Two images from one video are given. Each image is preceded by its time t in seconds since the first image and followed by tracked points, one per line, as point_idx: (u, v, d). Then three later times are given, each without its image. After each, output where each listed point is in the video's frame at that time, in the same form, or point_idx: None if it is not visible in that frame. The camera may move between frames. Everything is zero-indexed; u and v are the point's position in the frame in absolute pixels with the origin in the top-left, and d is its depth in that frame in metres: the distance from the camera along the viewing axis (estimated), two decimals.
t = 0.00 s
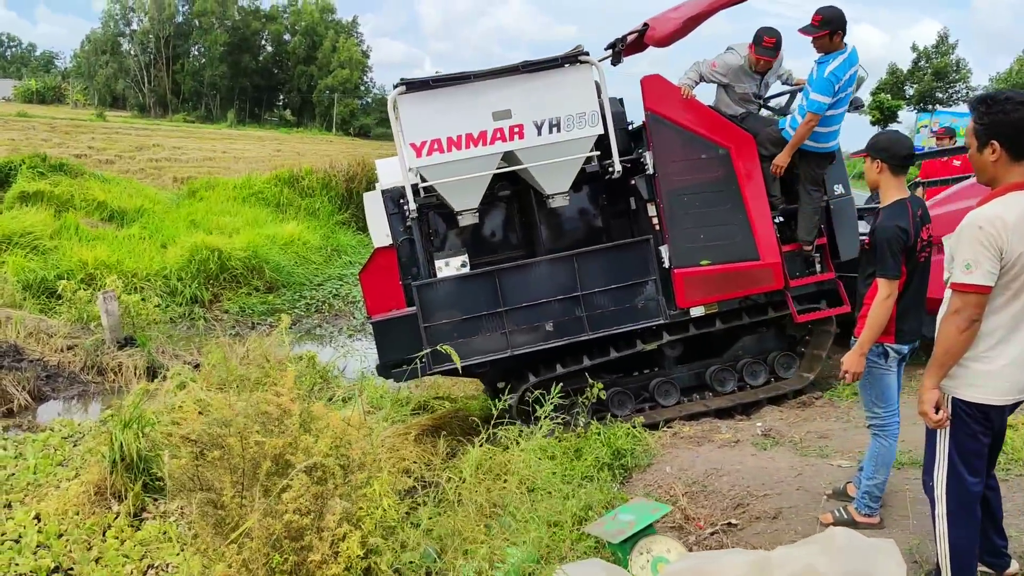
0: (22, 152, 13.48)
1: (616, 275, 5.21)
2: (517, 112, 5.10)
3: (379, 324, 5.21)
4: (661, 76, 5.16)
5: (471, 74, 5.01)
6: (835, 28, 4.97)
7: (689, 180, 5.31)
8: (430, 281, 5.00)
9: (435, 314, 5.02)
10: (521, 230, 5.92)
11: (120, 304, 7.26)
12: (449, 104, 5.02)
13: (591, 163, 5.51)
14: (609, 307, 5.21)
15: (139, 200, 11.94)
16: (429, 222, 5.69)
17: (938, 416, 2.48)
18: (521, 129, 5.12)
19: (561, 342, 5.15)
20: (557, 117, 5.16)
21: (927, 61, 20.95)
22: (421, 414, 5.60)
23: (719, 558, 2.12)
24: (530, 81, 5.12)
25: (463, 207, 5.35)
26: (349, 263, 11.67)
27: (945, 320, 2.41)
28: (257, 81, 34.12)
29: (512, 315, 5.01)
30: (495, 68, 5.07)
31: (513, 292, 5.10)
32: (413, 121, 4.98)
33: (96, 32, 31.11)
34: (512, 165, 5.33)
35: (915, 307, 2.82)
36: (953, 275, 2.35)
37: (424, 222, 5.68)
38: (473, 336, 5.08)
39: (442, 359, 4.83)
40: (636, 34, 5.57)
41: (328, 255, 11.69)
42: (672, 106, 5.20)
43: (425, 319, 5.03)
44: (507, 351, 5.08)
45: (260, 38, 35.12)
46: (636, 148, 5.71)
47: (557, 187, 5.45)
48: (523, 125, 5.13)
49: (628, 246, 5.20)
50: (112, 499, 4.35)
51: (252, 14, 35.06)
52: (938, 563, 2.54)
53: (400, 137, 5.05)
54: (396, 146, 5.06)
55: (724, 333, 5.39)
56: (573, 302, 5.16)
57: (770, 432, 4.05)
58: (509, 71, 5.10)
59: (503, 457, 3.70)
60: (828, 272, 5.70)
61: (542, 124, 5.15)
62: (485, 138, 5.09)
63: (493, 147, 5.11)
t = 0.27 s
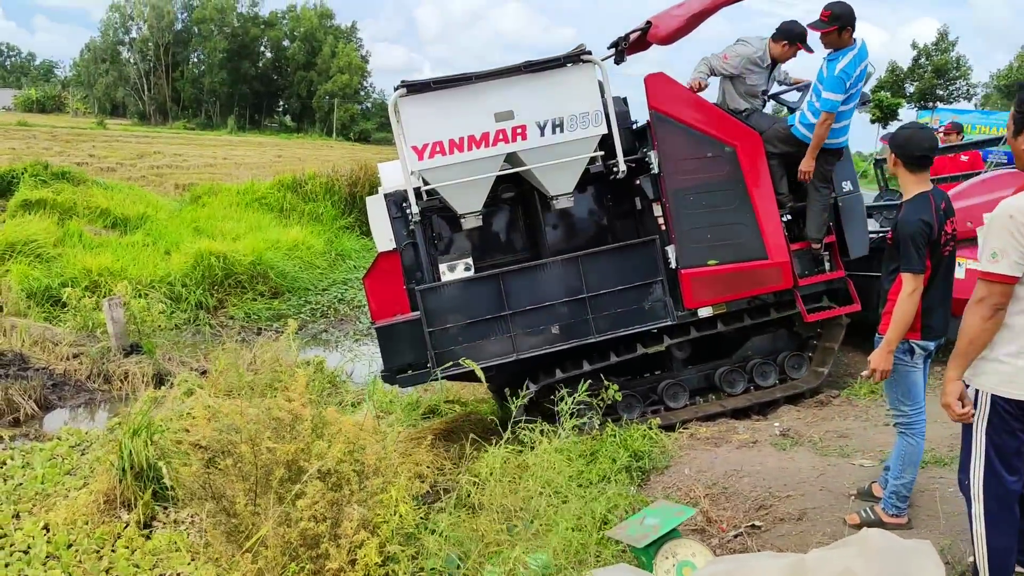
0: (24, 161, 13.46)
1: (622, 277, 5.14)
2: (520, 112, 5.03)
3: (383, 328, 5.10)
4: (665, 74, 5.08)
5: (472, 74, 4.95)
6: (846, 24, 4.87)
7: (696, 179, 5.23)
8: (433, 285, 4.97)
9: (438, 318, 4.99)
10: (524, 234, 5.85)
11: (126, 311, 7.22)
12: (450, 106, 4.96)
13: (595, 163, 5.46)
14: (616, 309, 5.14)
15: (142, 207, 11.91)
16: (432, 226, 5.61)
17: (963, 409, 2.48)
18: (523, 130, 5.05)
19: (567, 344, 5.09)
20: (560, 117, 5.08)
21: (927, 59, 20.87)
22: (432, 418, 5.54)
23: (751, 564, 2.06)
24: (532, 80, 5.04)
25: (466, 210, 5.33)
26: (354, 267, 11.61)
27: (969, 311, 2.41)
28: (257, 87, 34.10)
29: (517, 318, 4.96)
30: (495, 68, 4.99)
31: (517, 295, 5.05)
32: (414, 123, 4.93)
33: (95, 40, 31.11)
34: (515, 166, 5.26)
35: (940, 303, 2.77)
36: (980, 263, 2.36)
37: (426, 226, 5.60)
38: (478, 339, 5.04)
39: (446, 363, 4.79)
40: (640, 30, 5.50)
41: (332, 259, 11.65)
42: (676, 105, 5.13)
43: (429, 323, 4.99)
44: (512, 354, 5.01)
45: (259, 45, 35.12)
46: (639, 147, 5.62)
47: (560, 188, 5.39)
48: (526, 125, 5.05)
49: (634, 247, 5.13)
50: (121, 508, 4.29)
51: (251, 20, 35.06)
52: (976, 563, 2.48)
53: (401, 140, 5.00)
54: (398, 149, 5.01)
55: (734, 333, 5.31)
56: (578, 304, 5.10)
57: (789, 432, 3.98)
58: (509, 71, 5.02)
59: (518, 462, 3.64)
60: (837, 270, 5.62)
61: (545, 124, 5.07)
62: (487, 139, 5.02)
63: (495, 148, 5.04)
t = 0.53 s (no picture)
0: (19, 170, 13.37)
1: (623, 275, 5.06)
2: (518, 110, 4.97)
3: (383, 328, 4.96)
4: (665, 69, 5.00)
5: (469, 72, 4.89)
6: (846, 14, 4.85)
7: (697, 176, 5.17)
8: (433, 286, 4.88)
9: (438, 320, 4.91)
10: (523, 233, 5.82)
11: (125, 317, 7.14)
12: (447, 105, 4.90)
13: (595, 160, 5.35)
14: (618, 308, 5.06)
15: (139, 213, 11.82)
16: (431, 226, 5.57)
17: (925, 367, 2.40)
18: (522, 128, 4.99)
19: (569, 345, 5.01)
20: (558, 115, 5.02)
21: (922, 56, 20.85)
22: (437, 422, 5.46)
23: (783, 566, 1.99)
24: (530, 78, 4.98)
25: (465, 210, 5.24)
26: (353, 271, 11.54)
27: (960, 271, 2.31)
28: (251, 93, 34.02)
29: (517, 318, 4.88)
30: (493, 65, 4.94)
31: (517, 296, 4.96)
32: (411, 122, 4.86)
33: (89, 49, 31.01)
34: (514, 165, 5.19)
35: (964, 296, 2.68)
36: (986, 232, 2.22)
37: (425, 226, 5.55)
38: (478, 341, 4.95)
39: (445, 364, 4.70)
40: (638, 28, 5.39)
41: (331, 264, 11.58)
42: (678, 101, 5.06)
43: (428, 325, 4.91)
44: (513, 356, 4.93)
45: (253, 51, 35.05)
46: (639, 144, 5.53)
47: (561, 186, 5.28)
48: (524, 123, 4.99)
49: (635, 246, 5.06)
50: (125, 517, 4.21)
51: (245, 26, 34.99)
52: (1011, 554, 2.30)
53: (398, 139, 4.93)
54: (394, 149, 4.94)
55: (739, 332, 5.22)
56: (579, 304, 5.02)
57: (804, 430, 3.92)
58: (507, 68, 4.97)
59: (530, 464, 3.57)
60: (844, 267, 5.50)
61: (543, 121, 5.01)
62: (485, 138, 4.96)
63: (494, 147, 4.98)
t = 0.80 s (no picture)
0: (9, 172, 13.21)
1: (624, 265, 4.98)
2: (514, 99, 4.88)
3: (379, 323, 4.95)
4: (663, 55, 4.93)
5: (463, 60, 4.81)
6: None
7: (697, 163, 5.09)
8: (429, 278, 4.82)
9: (435, 313, 4.84)
10: (518, 224, 5.72)
11: (121, 316, 7.04)
12: (441, 94, 4.81)
13: (594, 149, 5.27)
14: (619, 299, 4.99)
15: (131, 213, 11.70)
16: (427, 219, 5.44)
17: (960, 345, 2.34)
18: (518, 116, 4.90)
19: (569, 337, 4.94)
20: (555, 103, 4.92)
21: (911, 50, 20.86)
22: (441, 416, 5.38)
23: (824, 552, 1.93)
24: (525, 65, 4.89)
25: (462, 201, 5.13)
26: (349, 269, 11.45)
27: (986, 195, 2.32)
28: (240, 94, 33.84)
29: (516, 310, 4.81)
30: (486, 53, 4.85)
31: (515, 287, 4.89)
32: (405, 112, 4.78)
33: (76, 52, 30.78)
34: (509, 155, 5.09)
35: (991, 273, 2.61)
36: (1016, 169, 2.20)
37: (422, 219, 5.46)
38: (476, 333, 4.88)
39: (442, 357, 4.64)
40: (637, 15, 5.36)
41: (327, 262, 11.49)
42: (676, 86, 4.99)
43: (425, 317, 4.85)
44: (512, 348, 4.85)
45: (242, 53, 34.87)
46: (637, 132, 5.44)
47: (558, 176, 5.19)
48: (520, 112, 4.90)
49: (633, 234, 4.99)
50: (127, 517, 4.12)
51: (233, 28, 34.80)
52: None
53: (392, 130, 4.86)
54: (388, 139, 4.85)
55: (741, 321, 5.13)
56: (578, 295, 4.95)
57: (818, 417, 3.86)
58: (502, 56, 4.88)
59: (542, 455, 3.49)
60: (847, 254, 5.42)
61: (539, 110, 4.91)
62: (480, 127, 4.87)
63: (489, 136, 4.88)
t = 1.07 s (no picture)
0: None
1: (619, 254, 4.90)
2: (505, 85, 4.76)
3: (372, 317, 4.91)
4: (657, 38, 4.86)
5: (452, 46, 4.67)
6: None
7: (694, 148, 5.00)
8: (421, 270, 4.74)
9: (428, 306, 4.76)
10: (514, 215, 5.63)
11: (110, 315, 6.90)
12: (431, 81, 4.69)
13: (587, 136, 5.18)
14: (614, 288, 4.90)
15: (116, 213, 11.54)
16: (421, 211, 5.38)
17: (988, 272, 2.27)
18: (509, 103, 4.78)
19: (565, 328, 4.85)
20: (547, 88, 4.80)
21: (894, 44, 20.91)
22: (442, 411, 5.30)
23: (865, 537, 1.89)
24: (516, 50, 4.76)
25: (455, 190, 5.04)
26: (338, 267, 11.33)
27: None
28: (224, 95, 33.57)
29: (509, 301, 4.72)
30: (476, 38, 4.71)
31: (509, 278, 4.81)
32: (393, 100, 4.65)
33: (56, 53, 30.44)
34: (502, 143, 4.99)
35: (1018, 251, 2.54)
36: None
37: (415, 210, 5.36)
38: (469, 325, 4.81)
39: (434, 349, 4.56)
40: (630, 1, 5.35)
41: (316, 259, 11.36)
42: (670, 69, 4.91)
43: (417, 311, 4.77)
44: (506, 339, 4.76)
45: (224, 53, 34.60)
46: (632, 117, 5.35)
47: (552, 164, 5.11)
48: (512, 98, 4.78)
49: (629, 222, 4.89)
50: (122, 518, 4.01)
51: (215, 28, 34.52)
52: None
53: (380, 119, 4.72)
54: (378, 129, 4.74)
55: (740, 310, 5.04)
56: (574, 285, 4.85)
57: (830, 404, 3.79)
58: (491, 41, 4.74)
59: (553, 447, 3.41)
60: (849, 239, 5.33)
61: (531, 96, 4.79)
62: (471, 114, 4.75)
63: (481, 123, 4.77)
